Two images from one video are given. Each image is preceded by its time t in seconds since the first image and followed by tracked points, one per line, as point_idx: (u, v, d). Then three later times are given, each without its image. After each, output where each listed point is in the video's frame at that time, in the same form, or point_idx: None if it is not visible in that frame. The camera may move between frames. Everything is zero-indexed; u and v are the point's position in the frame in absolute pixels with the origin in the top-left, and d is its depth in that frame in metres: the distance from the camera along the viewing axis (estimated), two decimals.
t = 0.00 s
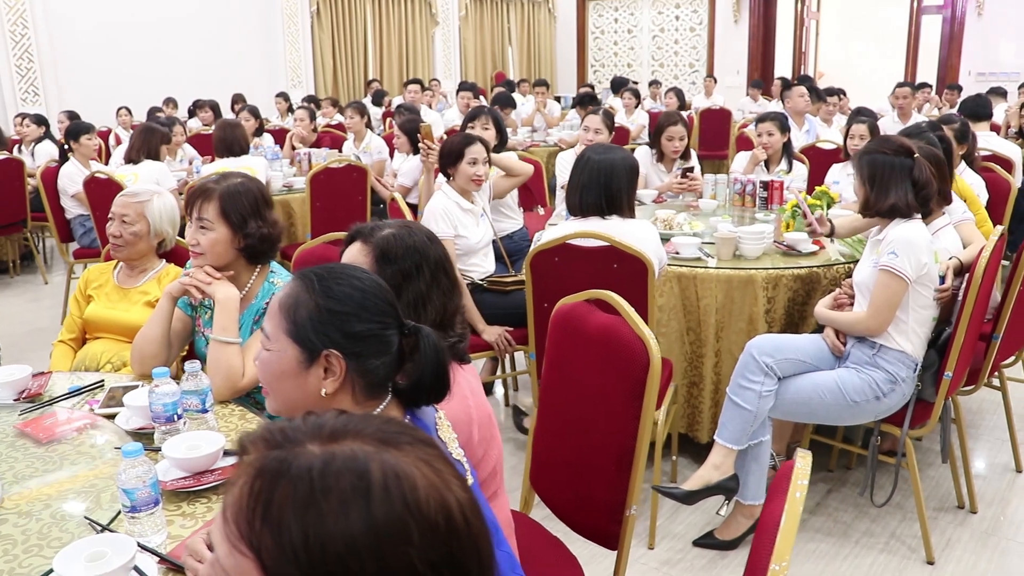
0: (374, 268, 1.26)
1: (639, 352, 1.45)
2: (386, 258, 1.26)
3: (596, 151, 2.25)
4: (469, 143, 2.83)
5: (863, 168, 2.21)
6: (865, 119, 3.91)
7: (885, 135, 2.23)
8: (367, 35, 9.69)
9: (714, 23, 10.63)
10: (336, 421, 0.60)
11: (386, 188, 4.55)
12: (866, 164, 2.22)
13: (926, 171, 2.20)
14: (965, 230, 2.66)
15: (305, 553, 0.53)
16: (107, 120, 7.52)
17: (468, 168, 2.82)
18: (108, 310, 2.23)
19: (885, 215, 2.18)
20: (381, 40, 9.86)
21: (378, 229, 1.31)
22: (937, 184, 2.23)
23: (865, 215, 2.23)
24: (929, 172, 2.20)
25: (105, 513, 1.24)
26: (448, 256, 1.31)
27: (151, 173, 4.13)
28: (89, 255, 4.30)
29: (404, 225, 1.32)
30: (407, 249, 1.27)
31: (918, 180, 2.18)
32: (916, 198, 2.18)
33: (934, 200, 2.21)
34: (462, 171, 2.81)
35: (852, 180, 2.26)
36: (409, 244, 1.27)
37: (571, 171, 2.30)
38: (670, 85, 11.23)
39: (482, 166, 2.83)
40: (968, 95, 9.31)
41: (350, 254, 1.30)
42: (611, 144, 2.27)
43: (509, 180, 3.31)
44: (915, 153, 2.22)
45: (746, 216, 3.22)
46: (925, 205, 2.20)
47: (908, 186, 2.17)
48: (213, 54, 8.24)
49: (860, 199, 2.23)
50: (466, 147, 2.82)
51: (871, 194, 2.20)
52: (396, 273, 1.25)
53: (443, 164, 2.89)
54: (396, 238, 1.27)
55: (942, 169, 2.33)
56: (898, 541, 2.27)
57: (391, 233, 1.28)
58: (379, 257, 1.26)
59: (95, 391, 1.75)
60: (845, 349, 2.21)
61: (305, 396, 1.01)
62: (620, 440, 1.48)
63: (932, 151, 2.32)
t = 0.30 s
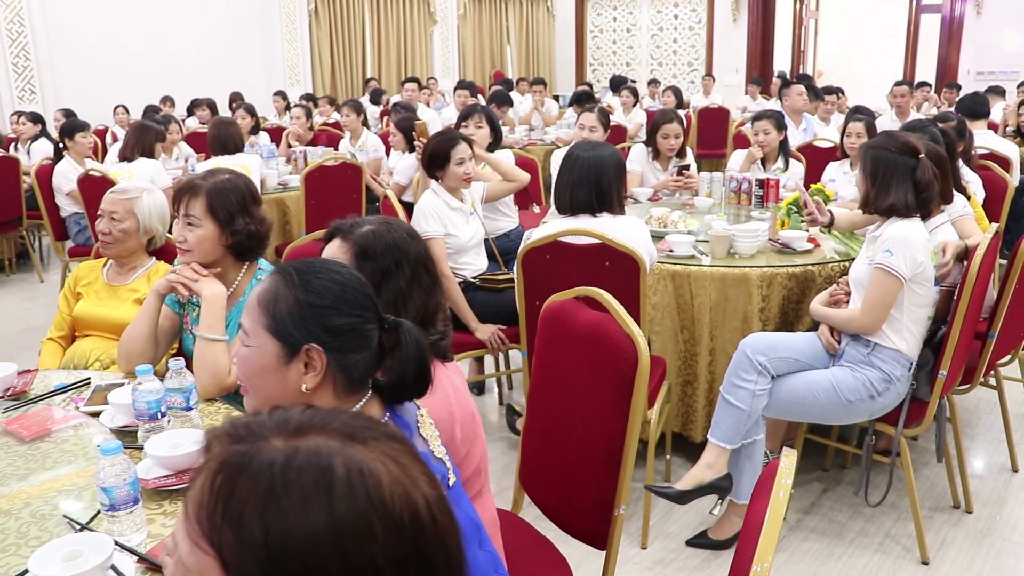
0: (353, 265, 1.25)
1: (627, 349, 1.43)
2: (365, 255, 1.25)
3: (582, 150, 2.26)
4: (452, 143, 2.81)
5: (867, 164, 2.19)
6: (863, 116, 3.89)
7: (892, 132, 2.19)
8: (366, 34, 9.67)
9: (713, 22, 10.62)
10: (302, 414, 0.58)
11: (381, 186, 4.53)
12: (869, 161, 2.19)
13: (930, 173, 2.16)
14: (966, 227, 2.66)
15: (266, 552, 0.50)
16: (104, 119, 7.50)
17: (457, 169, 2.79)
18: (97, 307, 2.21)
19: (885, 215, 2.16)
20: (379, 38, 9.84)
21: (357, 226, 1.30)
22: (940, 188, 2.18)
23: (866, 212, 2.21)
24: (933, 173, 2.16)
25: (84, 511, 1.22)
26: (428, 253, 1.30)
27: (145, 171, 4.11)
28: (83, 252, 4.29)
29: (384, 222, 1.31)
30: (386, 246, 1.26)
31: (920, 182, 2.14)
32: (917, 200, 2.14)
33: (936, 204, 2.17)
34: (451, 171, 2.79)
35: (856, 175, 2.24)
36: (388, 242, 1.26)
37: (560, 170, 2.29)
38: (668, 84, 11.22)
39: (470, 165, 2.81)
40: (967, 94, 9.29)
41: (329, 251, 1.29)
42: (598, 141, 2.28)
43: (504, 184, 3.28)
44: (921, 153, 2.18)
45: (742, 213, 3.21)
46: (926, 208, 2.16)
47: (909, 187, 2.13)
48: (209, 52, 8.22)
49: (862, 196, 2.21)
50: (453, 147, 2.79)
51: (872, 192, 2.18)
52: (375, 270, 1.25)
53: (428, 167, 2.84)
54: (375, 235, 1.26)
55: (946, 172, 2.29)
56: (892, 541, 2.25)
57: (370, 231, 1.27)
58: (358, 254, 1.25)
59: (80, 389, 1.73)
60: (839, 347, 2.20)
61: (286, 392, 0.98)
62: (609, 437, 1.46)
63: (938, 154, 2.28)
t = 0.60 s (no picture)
0: (333, 270, 1.24)
1: (619, 354, 1.40)
2: (346, 261, 1.24)
3: (574, 149, 2.21)
4: (440, 144, 2.73)
5: (881, 160, 2.14)
6: (862, 115, 3.86)
7: (914, 132, 2.14)
8: (364, 33, 9.64)
9: (712, 20, 10.58)
10: (258, 435, 0.55)
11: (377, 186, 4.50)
12: (884, 157, 2.14)
13: (944, 180, 2.10)
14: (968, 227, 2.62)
15: None
16: (101, 118, 7.47)
17: (447, 172, 2.74)
18: (84, 310, 2.18)
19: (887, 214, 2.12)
20: (377, 36, 9.80)
21: (338, 230, 1.29)
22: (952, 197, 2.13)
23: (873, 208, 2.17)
24: (946, 179, 2.11)
25: (59, 522, 1.18)
26: (411, 257, 1.29)
27: (138, 171, 4.08)
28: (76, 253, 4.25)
29: (365, 226, 1.30)
30: (367, 251, 1.25)
31: (931, 186, 2.09)
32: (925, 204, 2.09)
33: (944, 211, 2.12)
34: (441, 174, 2.74)
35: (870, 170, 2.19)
36: (369, 247, 1.25)
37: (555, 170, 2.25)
38: (667, 83, 11.18)
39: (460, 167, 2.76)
40: (967, 93, 9.26)
41: (309, 256, 1.28)
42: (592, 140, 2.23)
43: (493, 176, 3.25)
44: (938, 158, 2.13)
45: (740, 213, 3.18)
46: (930, 214, 2.11)
47: (920, 190, 2.08)
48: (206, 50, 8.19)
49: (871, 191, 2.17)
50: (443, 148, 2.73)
51: (881, 188, 2.13)
52: (355, 277, 1.24)
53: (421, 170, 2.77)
54: (355, 240, 1.25)
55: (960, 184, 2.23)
56: (891, 546, 2.22)
57: (350, 234, 1.26)
58: (337, 259, 1.24)
59: (63, 395, 1.69)
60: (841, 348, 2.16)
61: (260, 402, 0.95)
62: (601, 444, 1.42)
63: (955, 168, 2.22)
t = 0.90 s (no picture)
0: (314, 284, 1.19)
1: (614, 366, 1.35)
2: (327, 275, 1.19)
3: (576, 150, 2.14)
4: (437, 146, 2.71)
5: (886, 162, 2.09)
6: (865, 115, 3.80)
7: (925, 137, 2.07)
8: (362, 32, 9.58)
9: (712, 19, 10.52)
10: (200, 478, 0.49)
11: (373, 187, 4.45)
12: (891, 158, 2.08)
13: (947, 193, 2.04)
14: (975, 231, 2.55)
15: None
16: (97, 117, 7.41)
17: (445, 176, 2.71)
18: (67, 315, 2.12)
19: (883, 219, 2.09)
20: (376, 35, 9.74)
21: (320, 241, 1.24)
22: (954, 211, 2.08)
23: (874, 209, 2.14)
24: (949, 190, 2.05)
25: (26, 544, 1.12)
26: (398, 270, 1.24)
27: (131, 172, 4.01)
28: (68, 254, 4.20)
29: (348, 237, 1.25)
30: (349, 265, 1.20)
31: (932, 198, 2.04)
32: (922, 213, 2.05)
33: (943, 224, 2.07)
34: (440, 178, 2.71)
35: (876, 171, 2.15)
36: (351, 260, 1.20)
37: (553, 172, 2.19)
38: (667, 82, 11.13)
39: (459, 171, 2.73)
40: (969, 92, 9.21)
41: (288, 267, 1.23)
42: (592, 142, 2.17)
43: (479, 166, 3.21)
44: (944, 167, 2.06)
45: (741, 215, 3.13)
46: (926, 224, 2.07)
47: (919, 200, 2.03)
48: (204, 50, 8.14)
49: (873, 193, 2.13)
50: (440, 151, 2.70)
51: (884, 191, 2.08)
52: (337, 292, 1.19)
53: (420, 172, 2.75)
54: (337, 252, 1.21)
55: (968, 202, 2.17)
56: (893, 558, 2.17)
57: (332, 246, 1.22)
58: (318, 273, 1.19)
59: (41, 405, 1.64)
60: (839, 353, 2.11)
61: (228, 422, 0.90)
62: (594, 459, 1.37)
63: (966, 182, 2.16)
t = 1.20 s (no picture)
0: (303, 299, 1.14)
1: (611, 379, 1.30)
2: (318, 289, 1.13)
3: (577, 153, 2.10)
4: (459, 148, 2.63)
5: (883, 165, 2.05)
6: (867, 116, 3.76)
7: (919, 135, 2.03)
8: (361, 32, 9.53)
9: (713, 18, 10.47)
10: (148, 532, 0.45)
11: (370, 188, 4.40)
12: (887, 164, 2.03)
13: (949, 189, 2.02)
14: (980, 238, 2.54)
15: None
16: (94, 117, 7.37)
17: (468, 181, 2.61)
18: (55, 321, 2.08)
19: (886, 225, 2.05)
20: (375, 34, 9.71)
21: (311, 251, 1.18)
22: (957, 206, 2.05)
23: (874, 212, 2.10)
24: (950, 186, 2.02)
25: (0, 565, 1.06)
26: (392, 283, 1.18)
27: (125, 173, 3.97)
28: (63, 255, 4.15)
29: (341, 248, 1.18)
30: (341, 278, 1.14)
31: (935, 196, 2.01)
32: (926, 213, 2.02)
33: (947, 219, 2.05)
34: (462, 183, 2.62)
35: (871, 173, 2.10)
36: (344, 273, 1.14)
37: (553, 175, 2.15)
38: (667, 82, 11.08)
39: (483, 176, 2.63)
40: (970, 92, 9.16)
41: (277, 279, 1.17)
42: (594, 145, 2.12)
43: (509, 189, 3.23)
44: (942, 165, 2.03)
45: (742, 218, 3.09)
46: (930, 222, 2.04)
47: (923, 199, 2.00)
48: (202, 50, 8.10)
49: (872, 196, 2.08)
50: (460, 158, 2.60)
51: (884, 197, 2.04)
52: (328, 307, 1.13)
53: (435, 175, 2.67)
54: (329, 265, 1.14)
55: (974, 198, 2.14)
56: (898, 568, 2.12)
57: (324, 258, 1.15)
58: (309, 287, 1.13)
59: (24, 416, 1.60)
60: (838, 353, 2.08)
61: (203, 445, 0.85)
62: (591, 474, 1.32)
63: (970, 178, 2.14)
